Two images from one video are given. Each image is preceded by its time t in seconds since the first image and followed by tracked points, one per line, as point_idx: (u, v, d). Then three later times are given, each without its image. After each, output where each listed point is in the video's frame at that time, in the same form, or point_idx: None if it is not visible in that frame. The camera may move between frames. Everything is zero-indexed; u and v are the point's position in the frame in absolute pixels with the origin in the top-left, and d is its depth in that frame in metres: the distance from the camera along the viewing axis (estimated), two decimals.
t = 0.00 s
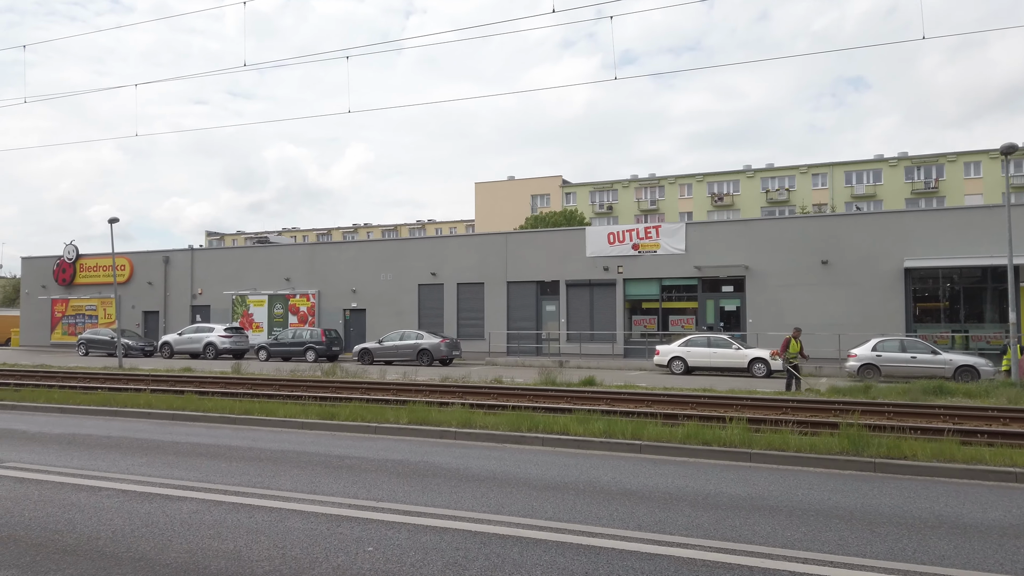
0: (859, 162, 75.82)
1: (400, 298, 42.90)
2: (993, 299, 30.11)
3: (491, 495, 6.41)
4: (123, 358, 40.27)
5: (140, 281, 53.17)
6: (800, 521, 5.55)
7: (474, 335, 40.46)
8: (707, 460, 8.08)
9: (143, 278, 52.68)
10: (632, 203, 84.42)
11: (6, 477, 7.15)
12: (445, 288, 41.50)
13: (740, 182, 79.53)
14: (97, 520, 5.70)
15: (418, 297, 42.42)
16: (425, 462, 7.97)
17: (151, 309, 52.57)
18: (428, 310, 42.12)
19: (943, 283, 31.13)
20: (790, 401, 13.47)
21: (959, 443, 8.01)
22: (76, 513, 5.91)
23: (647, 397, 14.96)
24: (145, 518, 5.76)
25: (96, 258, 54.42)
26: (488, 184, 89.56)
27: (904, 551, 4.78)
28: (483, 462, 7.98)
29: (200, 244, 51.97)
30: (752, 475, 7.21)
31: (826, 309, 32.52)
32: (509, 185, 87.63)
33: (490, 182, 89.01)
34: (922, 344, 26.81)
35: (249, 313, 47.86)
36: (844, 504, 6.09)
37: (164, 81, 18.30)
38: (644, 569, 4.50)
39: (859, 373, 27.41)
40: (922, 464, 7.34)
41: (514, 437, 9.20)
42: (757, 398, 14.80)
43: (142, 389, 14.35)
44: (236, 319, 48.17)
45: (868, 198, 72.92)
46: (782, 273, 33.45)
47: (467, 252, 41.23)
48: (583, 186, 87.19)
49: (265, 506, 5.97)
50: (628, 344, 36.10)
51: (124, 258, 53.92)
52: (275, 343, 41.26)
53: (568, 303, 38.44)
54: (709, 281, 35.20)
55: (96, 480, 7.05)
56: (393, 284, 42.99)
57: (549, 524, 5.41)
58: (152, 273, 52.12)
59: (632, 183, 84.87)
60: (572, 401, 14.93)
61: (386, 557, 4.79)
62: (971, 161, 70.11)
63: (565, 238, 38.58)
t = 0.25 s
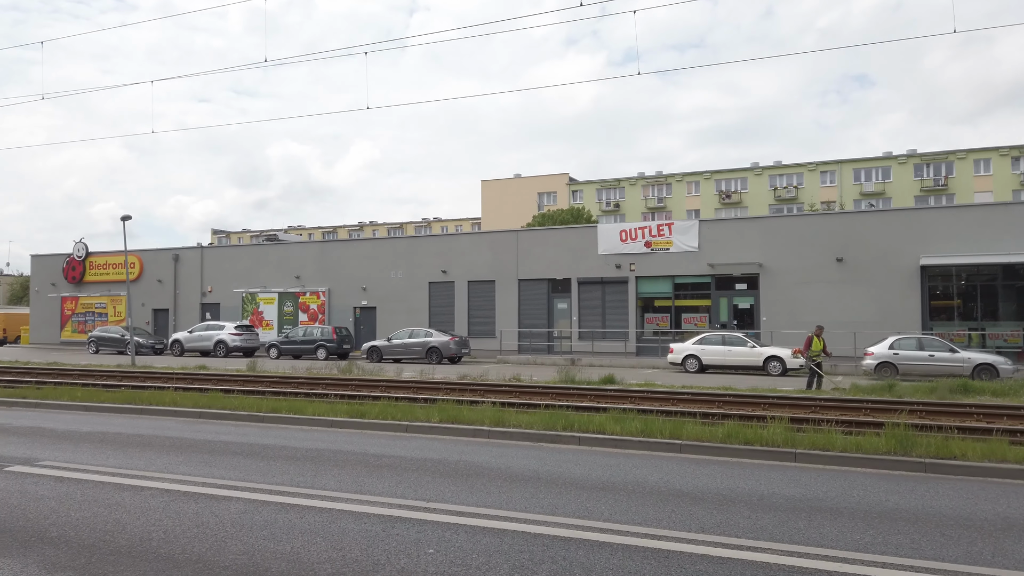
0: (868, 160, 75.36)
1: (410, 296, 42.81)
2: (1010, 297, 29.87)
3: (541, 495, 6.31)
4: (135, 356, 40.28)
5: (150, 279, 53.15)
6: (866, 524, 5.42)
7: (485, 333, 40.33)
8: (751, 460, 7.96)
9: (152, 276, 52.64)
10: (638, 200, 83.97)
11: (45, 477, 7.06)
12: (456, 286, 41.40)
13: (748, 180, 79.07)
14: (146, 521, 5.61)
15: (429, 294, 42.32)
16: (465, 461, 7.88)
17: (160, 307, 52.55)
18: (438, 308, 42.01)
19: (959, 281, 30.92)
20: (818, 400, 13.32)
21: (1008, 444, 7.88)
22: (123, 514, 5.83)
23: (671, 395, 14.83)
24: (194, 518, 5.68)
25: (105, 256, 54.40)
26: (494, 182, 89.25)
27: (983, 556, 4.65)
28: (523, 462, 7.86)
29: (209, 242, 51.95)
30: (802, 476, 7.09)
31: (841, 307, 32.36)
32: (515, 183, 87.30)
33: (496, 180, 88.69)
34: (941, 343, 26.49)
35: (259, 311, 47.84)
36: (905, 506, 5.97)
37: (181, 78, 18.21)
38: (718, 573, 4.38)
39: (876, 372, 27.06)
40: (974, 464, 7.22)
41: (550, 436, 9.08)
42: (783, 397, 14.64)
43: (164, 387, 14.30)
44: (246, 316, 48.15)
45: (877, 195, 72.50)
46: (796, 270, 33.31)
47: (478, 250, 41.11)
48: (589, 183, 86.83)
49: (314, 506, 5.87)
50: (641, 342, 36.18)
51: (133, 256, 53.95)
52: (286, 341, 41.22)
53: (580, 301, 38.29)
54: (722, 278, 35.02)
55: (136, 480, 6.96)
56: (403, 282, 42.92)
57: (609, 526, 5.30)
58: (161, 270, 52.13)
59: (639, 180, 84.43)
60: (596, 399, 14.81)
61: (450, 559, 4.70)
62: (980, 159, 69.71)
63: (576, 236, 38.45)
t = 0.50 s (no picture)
0: (874, 160, 75.00)
1: (419, 297, 42.73)
2: None
3: (588, 502, 6.22)
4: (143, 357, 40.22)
5: (157, 279, 53.11)
6: (925, 532, 5.32)
7: (494, 334, 40.22)
8: (790, 465, 7.86)
9: (160, 276, 52.61)
10: (644, 201, 83.63)
11: (80, 483, 6.97)
12: (464, 286, 41.33)
13: (753, 180, 78.75)
14: (191, 529, 5.51)
15: (437, 295, 42.26)
16: (501, 466, 7.80)
17: (168, 308, 52.53)
18: (447, 309, 41.95)
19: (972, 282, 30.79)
20: (844, 402, 13.21)
21: None
22: (166, 522, 5.73)
23: (692, 398, 14.76)
24: (239, 526, 5.57)
25: (113, 257, 54.37)
26: (499, 183, 89.10)
27: None
28: (560, 467, 7.76)
29: (217, 243, 51.89)
30: (848, 482, 6.98)
31: (853, 307, 32.26)
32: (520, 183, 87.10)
33: (501, 181, 88.52)
34: (955, 344, 26.28)
35: (267, 311, 47.81)
36: (961, 514, 5.86)
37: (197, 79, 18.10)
38: None
39: (890, 373, 26.82)
40: None
41: (581, 440, 8.99)
42: (804, 399, 14.56)
43: (184, 389, 14.21)
44: (254, 317, 48.13)
45: (883, 195, 72.25)
46: (808, 271, 33.22)
47: (487, 250, 41.02)
48: (594, 184, 86.56)
49: (360, 514, 5.77)
50: (651, 343, 36.05)
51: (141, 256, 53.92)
52: (294, 342, 41.14)
53: (589, 302, 38.19)
54: (733, 279, 34.87)
55: (173, 486, 6.88)
56: (412, 282, 42.86)
57: (665, 534, 5.21)
58: (169, 271, 52.05)
59: (644, 181, 84.12)
60: (616, 401, 14.72)
61: (509, 569, 4.62)
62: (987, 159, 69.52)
63: (586, 236, 38.34)
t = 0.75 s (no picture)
0: (879, 159, 74.64)
1: (425, 296, 42.57)
2: None
3: (635, 503, 6.08)
4: (149, 357, 40.09)
5: (162, 279, 52.93)
6: (989, 536, 5.17)
7: (501, 333, 40.07)
8: (829, 466, 7.69)
9: (165, 276, 52.42)
10: (647, 200, 83.29)
11: (110, 485, 6.83)
12: (471, 285, 41.17)
13: (758, 179, 78.40)
14: (232, 533, 5.35)
15: (444, 294, 42.12)
16: (535, 467, 7.65)
17: (173, 307, 52.36)
18: (454, 308, 41.80)
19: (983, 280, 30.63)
20: (868, 402, 13.05)
21: None
22: (205, 524, 5.58)
23: (713, 398, 14.61)
24: (281, 529, 5.42)
25: (118, 256, 54.20)
26: (502, 182, 88.85)
27: None
28: (596, 468, 7.60)
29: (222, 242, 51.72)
30: (895, 484, 6.82)
31: (863, 306, 32.08)
32: (523, 182, 86.83)
33: (504, 180, 88.25)
34: (969, 343, 25.82)
35: (273, 311, 47.67)
36: (1020, 517, 5.70)
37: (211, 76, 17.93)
38: None
39: (903, 373, 26.24)
40: None
41: (612, 440, 8.82)
42: (826, 399, 14.39)
43: (200, 388, 14.08)
44: (259, 317, 47.99)
45: (888, 194, 71.95)
46: (818, 270, 33.04)
47: (494, 249, 40.84)
48: (598, 183, 86.23)
49: (404, 515, 5.62)
50: (660, 342, 35.58)
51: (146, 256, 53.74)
52: (301, 341, 40.97)
53: (597, 301, 38.03)
54: (742, 278, 34.72)
55: (205, 487, 6.73)
56: (418, 282, 42.70)
57: (723, 539, 5.05)
58: (174, 271, 51.85)
59: (648, 180, 83.79)
60: (635, 400, 14.58)
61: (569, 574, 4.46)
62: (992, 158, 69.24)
63: (594, 236, 38.16)
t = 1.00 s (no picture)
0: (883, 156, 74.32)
1: (431, 293, 42.40)
2: None
3: (686, 505, 5.92)
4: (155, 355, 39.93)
5: (167, 277, 52.74)
6: None
7: (508, 331, 39.89)
8: (873, 466, 7.53)
9: (169, 273, 52.23)
10: (650, 197, 82.94)
11: (142, 486, 6.66)
12: (478, 283, 40.98)
13: (762, 176, 77.99)
14: (277, 536, 5.19)
15: (451, 292, 41.93)
16: (573, 467, 7.49)
17: (178, 305, 52.20)
18: (460, 305, 41.61)
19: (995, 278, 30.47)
20: (895, 402, 12.89)
21: None
22: (246, 528, 5.41)
23: (734, 396, 14.47)
24: (326, 532, 5.24)
25: (122, 254, 54.02)
26: (505, 179, 88.49)
27: None
28: (635, 469, 7.42)
29: (227, 240, 51.55)
30: (947, 485, 6.66)
31: (874, 303, 31.91)
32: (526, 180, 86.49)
33: (507, 177, 87.92)
34: (982, 341, 25.22)
35: (278, 308, 47.53)
36: None
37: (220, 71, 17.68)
38: None
39: (915, 371, 25.56)
40: None
41: (647, 440, 8.66)
42: (848, 397, 14.21)
43: (216, 387, 13.92)
44: (265, 314, 47.83)
45: (892, 191, 71.66)
46: (828, 267, 32.86)
47: (501, 247, 40.63)
48: (601, 180, 85.87)
49: (452, 518, 5.44)
50: (668, 340, 35.44)
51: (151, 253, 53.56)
52: (306, 339, 40.78)
53: (605, 298, 37.85)
54: (752, 275, 34.54)
55: (239, 488, 6.56)
56: (425, 279, 42.52)
57: (787, 543, 4.88)
58: (179, 268, 51.68)
59: (651, 177, 83.41)
60: (656, 398, 14.44)
61: None
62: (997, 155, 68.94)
63: (602, 232, 37.97)
